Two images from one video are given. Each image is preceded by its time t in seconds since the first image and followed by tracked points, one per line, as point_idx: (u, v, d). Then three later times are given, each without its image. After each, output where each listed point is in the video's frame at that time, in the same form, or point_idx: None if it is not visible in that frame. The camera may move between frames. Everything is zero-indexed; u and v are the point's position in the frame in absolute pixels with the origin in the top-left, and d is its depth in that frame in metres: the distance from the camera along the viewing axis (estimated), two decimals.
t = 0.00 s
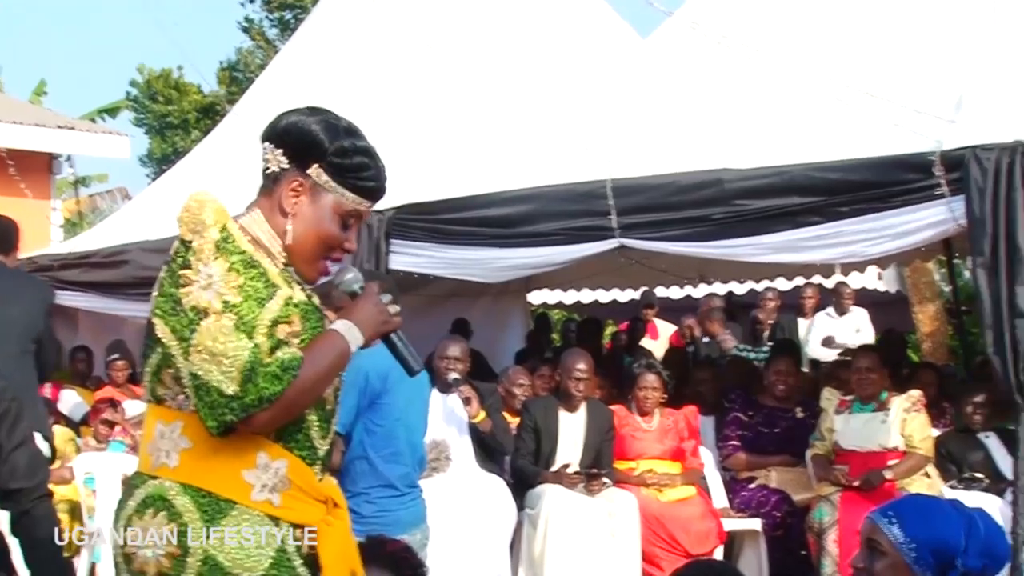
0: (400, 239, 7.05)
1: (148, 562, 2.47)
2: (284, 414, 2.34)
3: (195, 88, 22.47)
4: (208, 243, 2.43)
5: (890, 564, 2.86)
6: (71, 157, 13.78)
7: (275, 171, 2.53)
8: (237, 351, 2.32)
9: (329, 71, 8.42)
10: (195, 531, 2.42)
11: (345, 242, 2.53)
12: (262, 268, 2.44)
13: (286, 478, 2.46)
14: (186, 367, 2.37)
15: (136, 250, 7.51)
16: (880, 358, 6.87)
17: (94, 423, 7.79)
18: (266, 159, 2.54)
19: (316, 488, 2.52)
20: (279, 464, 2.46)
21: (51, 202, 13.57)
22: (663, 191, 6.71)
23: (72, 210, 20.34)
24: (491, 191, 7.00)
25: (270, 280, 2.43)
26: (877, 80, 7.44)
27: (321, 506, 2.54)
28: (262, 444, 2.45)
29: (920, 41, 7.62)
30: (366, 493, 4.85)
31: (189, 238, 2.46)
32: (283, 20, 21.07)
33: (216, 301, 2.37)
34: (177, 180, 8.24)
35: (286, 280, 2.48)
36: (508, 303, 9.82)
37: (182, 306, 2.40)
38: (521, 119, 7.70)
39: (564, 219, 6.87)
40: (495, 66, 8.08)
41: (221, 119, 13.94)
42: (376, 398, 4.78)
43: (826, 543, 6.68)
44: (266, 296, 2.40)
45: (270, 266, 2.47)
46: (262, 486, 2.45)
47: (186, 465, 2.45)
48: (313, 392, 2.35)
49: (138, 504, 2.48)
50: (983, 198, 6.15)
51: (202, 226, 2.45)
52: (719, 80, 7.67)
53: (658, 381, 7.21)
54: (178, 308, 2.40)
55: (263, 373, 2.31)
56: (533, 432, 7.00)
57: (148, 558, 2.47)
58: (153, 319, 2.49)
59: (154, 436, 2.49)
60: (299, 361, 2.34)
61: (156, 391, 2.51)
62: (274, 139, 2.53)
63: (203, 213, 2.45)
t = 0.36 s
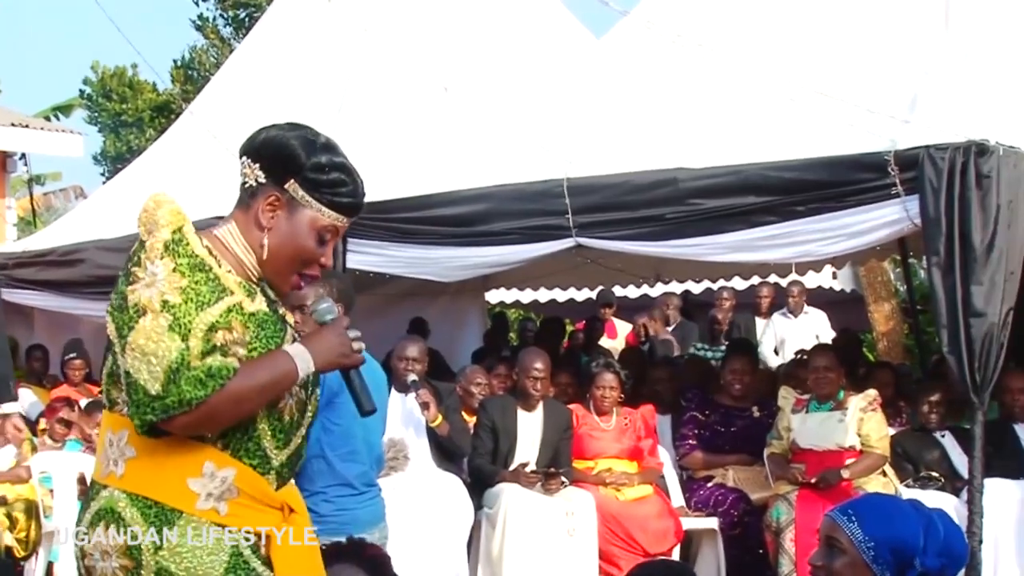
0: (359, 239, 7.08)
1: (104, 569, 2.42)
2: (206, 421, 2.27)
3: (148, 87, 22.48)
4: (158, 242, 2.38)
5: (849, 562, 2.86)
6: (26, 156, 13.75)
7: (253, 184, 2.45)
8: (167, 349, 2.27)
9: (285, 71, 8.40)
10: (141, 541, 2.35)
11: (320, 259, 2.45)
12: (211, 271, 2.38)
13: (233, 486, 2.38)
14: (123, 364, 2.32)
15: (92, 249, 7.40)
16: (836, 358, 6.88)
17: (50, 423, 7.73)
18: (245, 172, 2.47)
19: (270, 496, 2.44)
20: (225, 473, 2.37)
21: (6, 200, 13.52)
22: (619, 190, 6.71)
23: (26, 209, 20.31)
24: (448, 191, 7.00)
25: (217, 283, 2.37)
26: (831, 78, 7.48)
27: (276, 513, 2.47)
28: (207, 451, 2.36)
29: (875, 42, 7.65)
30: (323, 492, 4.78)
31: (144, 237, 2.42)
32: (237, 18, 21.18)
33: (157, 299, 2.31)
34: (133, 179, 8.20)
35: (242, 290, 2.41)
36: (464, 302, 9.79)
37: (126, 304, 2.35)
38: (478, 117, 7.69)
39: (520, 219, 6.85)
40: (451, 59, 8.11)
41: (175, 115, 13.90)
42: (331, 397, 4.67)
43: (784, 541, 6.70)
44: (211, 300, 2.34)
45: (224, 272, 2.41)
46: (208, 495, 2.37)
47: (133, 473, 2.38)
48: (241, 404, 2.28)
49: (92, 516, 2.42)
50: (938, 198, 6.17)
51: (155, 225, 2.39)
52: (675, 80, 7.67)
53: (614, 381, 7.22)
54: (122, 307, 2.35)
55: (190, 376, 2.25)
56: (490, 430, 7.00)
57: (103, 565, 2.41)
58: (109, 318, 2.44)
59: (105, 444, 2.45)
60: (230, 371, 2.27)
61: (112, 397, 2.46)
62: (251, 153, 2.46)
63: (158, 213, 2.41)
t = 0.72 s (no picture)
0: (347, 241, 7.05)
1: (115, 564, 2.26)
2: (236, 425, 2.15)
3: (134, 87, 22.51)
4: (175, 246, 2.23)
5: None
6: (13, 157, 13.77)
7: (261, 180, 2.34)
8: (192, 359, 2.13)
9: (272, 72, 8.39)
10: (161, 531, 2.21)
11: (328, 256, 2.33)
12: (231, 276, 2.25)
13: (257, 477, 2.25)
14: (142, 372, 2.18)
15: (79, 250, 7.37)
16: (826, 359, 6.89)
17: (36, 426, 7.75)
18: (254, 168, 2.36)
19: (291, 492, 2.32)
20: (249, 464, 2.25)
21: None
22: (605, 192, 6.72)
23: (12, 210, 20.33)
24: (436, 194, 6.99)
25: (237, 287, 2.24)
26: (819, 80, 7.49)
27: (297, 511, 2.34)
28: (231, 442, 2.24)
29: (862, 44, 7.66)
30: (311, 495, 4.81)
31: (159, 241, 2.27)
32: (224, 20, 21.25)
33: (178, 305, 2.17)
34: (120, 182, 8.19)
35: (256, 287, 2.29)
36: (453, 304, 9.78)
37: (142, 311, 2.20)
38: (466, 120, 7.69)
39: (507, 220, 6.85)
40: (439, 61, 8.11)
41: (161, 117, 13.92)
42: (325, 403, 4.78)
43: (771, 543, 6.70)
44: (233, 305, 2.21)
45: (242, 274, 2.27)
46: (231, 486, 2.24)
47: (154, 463, 2.25)
48: (268, 409, 2.17)
49: (107, 507, 2.28)
50: (925, 200, 6.20)
51: (172, 228, 2.25)
52: (663, 83, 7.67)
53: (602, 383, 7.21)
54: (138, 313, 2.20)
55: (217, 382, 2.13)
56: (478, 433, 7.03)
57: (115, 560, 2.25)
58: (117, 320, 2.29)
59: (123, 437, 2.30)
60: (257, 374, 2.15)
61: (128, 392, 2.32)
62: (259, 148, 2.34)
63: (173, 216, 2.26)
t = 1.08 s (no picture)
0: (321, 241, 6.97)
1: (128, 558, 2.30)
2: (260, 437, 2.20)
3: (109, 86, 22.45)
4: (203, 258, 2.29)
5: None
6: None
7: (275, 179, 2.37)
8: (219, 373, 2.18)
9: (246, 71, 8.36)
10: (177, 527, 2.26)
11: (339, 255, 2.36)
12: (256, 288, 2.30)
13: (271, 478, 2.32)
14: (169, 383, 2.24)
15: (53, 249, 7.34)
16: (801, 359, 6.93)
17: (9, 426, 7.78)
18: (269, 166, 2.40)
19: (300, 493, 2.38)
20: (263, 464, 2.31)
21: None
22: (580, 192, 6.72)
23: None
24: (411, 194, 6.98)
25: (262, 301, 2.29)
26: (792, 80, 7.51)
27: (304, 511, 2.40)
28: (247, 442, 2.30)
29: (837, 44, 7.68)
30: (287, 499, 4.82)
31: (184, 251, 2.33)
32: (199, 19, 21.23)
33: (204, 319, 2.22)
34: (94, 181, 8.16)
35: (277, 295, 2.34)
36: (427, 304, 9.78)
37: (170, 322, 2.26)
38: (441, 119, 7.69)
39: (482, 220, 6.86)
40: (414, 60, 8.11)
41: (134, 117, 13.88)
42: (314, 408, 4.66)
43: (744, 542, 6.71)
44: (257, 318, 2.26)
45: (266, 285, 2.33)
46: (247, 485, 2.30)
47: (170, 460, 2.30)
48: (290, 420, 2.20)
49: (120, 501, 2.33)
50: (898, 200, 6.23)
51: (198, 240, 2.31)
52: (638, 83, 7.68)
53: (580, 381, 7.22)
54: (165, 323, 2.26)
55: (242, 400, 2.17)
56: (453, 432, 7.03)
57: (129, 554, 2.30)
58: (140, 325, 2.35)
59: (138, 432, 2.34)
60: (281, 386, 2.19)
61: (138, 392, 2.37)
62: (274, 147, 2.38)
63: (200, 228, 2.32)
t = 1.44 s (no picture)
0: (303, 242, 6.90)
1: None
2: (257, 446, 2.18)
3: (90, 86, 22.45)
4: (219, 266, 2.28)
5: None
6: None
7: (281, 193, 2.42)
8: (218, 380, 2.17)
9: (228, 71, 8.34)
10: (183, 553, 2.25)
11: (338, 239, 2.33)
12: (270, 300, 2.28)
13: (273, 501, 2.29)
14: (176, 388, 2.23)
15: (34, 249, 7.26)
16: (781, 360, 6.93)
17: None
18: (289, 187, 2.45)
19: (306, 511, 2.35)
20: (266, 488, 2.28)
21: None
22: (563, 193, 6.71)
23: None
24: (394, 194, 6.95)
25: (273, 314, 2.27)
26: (775, 81, 7.52)
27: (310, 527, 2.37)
28: (251, 467, 2.28)
29: (819, 44, 7.70)
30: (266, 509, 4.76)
31: (205, 258, 2.32)
32: (181, 19, 21.26)
33: (211, 326, 2.21)
34: (76, 181, 8.14)
35: (296, 315, 2.31)
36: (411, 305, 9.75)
37: (180, 325, 2.25)
38: (424, 119, 7.68)
39: (464, 221, 6.85)
40: (397, 61, 8.10)
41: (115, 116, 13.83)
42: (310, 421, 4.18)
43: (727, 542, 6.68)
44: (266, 328, 2.24)
45: (280, 297, 2.31)
46: (248, 509, 2.27)
47: (175, 483, 2.28)
48: (291, 424, 2.18)
49: (131, 525, 2.31)
50: (881, 201, 6.21)
51: (217, 247, 2.30)
52: (620, 82, 7.68)
53: (563, 387, 7.21)
54: (176, 327, 2.25)
55: (238, 402, 2.15)
56: (437, 433, 7.01)
57: None
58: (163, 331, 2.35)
59: (145, 452, 2.32)
60: (280, 392, 2.17)
61: (156, 404, 2.35)
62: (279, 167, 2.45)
63: (220, 235, 2.31)
